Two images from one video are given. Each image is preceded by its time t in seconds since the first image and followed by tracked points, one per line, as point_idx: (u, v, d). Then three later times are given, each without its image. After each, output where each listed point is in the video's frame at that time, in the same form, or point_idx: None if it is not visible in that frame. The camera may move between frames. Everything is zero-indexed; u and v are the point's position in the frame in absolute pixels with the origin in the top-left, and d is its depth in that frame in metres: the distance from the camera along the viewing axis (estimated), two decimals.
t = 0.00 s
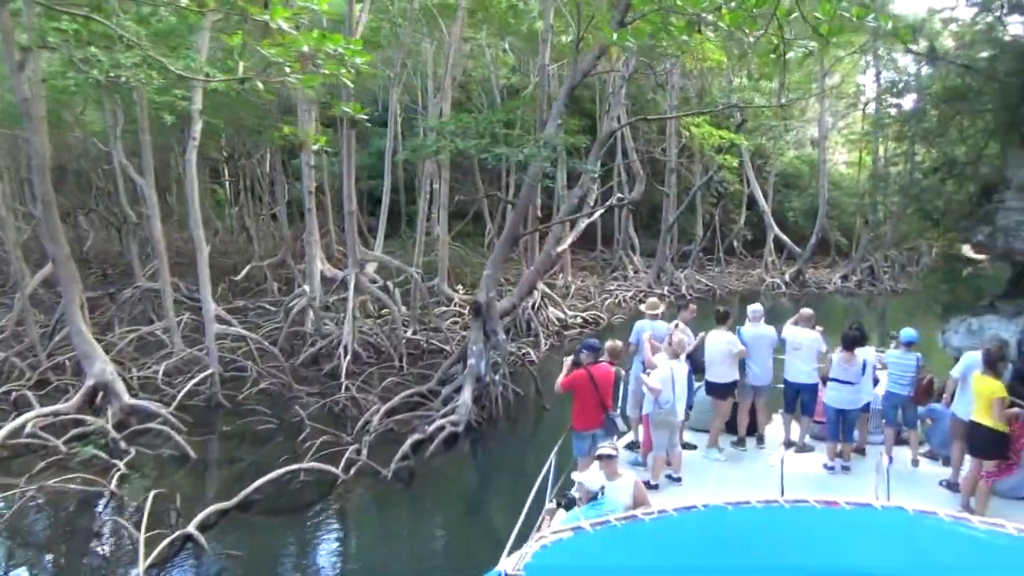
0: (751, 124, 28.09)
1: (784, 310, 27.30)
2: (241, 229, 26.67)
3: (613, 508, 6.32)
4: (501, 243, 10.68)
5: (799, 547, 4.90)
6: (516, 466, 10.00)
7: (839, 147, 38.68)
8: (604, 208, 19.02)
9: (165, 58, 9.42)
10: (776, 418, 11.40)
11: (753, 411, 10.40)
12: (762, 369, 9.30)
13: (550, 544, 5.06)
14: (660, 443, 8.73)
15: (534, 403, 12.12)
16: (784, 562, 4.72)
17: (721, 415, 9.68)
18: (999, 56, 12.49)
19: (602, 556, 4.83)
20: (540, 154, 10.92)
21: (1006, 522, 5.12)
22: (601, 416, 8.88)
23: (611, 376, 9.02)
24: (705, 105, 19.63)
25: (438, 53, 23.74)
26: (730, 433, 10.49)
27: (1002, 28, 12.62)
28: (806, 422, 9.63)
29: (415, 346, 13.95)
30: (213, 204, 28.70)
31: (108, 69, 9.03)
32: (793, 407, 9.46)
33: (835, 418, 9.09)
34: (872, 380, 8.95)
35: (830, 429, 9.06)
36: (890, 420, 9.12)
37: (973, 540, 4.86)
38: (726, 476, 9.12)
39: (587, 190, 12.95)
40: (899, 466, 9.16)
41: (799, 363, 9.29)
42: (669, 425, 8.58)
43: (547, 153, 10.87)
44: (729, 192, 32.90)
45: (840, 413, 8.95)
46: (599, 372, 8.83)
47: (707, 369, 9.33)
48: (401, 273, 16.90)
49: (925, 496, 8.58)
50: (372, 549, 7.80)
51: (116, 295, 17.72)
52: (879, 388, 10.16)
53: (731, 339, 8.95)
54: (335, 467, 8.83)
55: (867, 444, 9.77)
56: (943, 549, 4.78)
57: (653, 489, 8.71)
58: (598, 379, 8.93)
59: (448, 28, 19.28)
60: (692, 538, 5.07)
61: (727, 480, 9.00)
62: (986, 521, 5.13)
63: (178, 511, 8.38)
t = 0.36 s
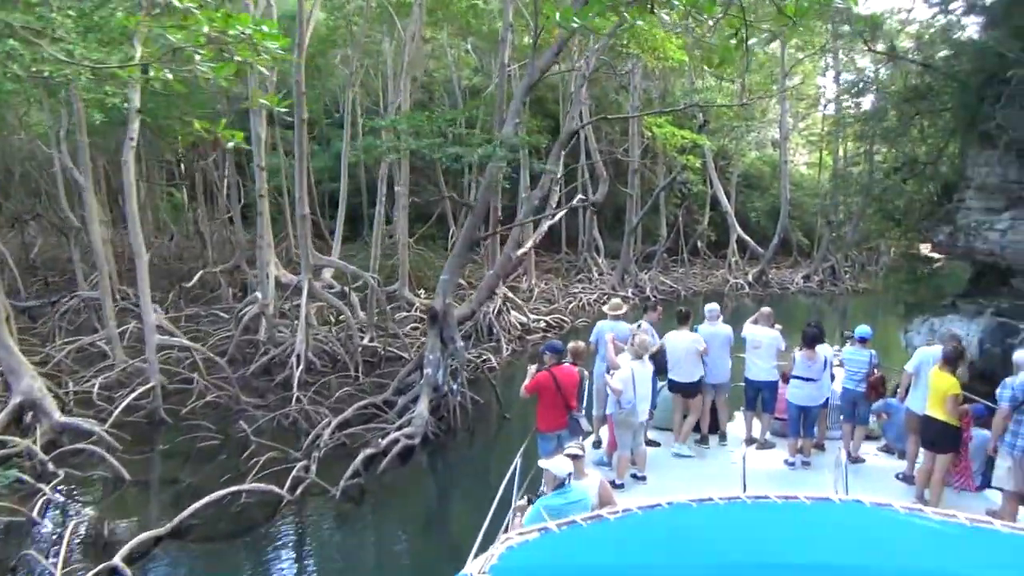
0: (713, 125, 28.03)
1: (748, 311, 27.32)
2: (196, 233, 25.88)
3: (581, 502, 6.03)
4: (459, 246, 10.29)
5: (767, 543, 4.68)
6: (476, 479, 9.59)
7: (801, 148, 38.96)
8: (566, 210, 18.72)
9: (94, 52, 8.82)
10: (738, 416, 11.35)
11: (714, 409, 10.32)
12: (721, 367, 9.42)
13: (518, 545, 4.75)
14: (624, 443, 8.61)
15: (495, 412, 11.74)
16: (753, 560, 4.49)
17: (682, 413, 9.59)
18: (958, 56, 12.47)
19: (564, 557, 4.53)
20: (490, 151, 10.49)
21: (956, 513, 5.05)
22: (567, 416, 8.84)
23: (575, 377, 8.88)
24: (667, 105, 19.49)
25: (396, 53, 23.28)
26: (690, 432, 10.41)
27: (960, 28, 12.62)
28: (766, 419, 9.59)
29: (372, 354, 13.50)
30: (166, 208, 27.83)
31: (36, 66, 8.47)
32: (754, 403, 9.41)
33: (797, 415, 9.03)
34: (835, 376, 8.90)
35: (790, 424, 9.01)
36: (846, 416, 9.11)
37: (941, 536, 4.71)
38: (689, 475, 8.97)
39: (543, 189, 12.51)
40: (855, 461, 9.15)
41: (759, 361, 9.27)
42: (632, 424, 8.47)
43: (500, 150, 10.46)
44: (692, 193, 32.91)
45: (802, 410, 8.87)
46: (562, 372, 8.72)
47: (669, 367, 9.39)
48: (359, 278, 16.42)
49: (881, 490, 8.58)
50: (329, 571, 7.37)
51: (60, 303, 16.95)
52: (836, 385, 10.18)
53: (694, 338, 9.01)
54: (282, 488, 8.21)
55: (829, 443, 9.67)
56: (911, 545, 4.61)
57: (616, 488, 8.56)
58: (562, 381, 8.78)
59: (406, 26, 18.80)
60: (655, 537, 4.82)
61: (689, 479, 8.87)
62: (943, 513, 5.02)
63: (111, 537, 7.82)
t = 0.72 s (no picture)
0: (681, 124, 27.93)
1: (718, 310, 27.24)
2: (154, 238, 25.10)
3: (556, 502, 5.74)
4: (420, 250, 9.89)
5: (743, 539, 4.32)
6: (441, 493, 9.16)
7: (768, 147, 39.15)
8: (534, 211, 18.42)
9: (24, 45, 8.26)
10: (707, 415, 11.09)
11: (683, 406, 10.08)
12: (692, 366, 9.21)
13: (490, 547, 4.37)
14: (595, 442, 8.35)
15: (460, 423, 11.32)
16: (735, 556, 4.13)
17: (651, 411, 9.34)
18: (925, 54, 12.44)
19: (533, 561, 4.11)
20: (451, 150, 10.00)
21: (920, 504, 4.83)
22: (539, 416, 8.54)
23: (546, 377, 8.62)
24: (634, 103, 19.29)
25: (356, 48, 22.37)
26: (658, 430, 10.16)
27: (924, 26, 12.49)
28: (734, 415, 9.37)
29: (334, 362, 13.03)
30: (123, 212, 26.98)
31: None
32: (723, 401, 9.19)
33: (765, 410, 8.83)
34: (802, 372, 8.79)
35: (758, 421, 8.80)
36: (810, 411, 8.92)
37: (918, 527, 4.46)
38: (656, 472, 8.71)
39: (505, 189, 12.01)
40: (821, 455, 8.93)
41: (728, 359, 9.07)
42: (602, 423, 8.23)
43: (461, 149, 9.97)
44: (661, 193, 32.83)
45: (772, 407, 8.67)
46: (531, 374, 8.45)
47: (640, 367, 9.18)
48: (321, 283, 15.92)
49: (849, 484, 8.37)
50: None
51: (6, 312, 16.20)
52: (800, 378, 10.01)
53: (669, 336, 8.80)
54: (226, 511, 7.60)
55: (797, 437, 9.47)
56: (893, 537, 4.33)
57: (588, 487, 8.29)
58: (531, 380, 8.51)
59: (369, 24, 18.36)
60: (626, 535, 4.43)
61: (657, 476, 8.61)
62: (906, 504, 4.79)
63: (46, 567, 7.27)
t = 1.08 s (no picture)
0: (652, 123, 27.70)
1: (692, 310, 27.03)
2: (113, 242, 24.33)
3: (536, 504, 5.76)
4: (382, 255, 9.48)
5: (715, 534, 4.14)
6: (405, 507, 8.73)
7: (739, 146, 39.17)
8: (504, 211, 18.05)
9: None
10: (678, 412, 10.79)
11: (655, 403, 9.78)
12: (665, 364, 8.93)
13: (466, 548, 4.31)
14: (569, 441, 8.11)
15: (425, 435, 10.86)
16: (706, 551, 3.95)
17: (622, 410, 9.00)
18: (898, 49, 12.29)
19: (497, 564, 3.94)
20: (411, 150, 9.45)
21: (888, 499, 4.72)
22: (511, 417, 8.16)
23: (519, 379, 8.31)
24: (605, 100, 19.00)
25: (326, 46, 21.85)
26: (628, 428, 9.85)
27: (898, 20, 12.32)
28: (706, 412, 9.10)
29: (296, 371, 12.53)
30: (83, 216, 26.24)
31: None
32: (695, 398, 8.92)
33: (736, 408, 8.63)
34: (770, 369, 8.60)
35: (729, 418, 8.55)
36: (777, 408, 8.80)
37: (891, 521, 4.32)
38: (626, 471, 8.43)
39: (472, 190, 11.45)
40: (791, 450, 8.72)
41: (701, 356, 8.86)
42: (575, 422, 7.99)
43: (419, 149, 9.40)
44: (633, 193, 32.64)
45: (743, 404, 8.48)
46: (502, 375, 8.14)
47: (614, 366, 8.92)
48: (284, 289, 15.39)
49: (820, 480, 8.16)
50: None
51: None
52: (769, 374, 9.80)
53: (643, 334, 8.53)
54: (171, 538, 7.10)
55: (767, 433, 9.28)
56: (865, 531, 4.18)
57: (562, 487, 8.06)
58: (503, 381, 8.20)
59: (333, 21, 17.87)
60: (595, 533, 4.26)
61: (627, 475, 8.33)
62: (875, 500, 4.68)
63: None
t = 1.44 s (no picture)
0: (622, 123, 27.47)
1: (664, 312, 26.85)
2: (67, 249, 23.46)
3: (510, 504, 5.71)
4: (341, 259, 8.99)
5: (691, 529, 4.44)
6: (366, 525, 8.29)
7: (708, 146, 39.20)
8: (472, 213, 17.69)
9: None
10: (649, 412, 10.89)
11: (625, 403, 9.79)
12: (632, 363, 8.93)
13: (437, 551, 4.40)
14: (540, 442, 8.19)
15: (388, 448, 10.40)
16: (684, 546, 4.25)
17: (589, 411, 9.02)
18: (869, 47, 12.17)
19: (486, 561, 4.17)
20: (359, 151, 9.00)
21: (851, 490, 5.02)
22: (479, 420, 7.82)
23: (490, 380, 7.99)
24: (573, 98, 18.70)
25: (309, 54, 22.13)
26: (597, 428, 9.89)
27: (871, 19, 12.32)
28: (675, 410, 9.16)
29: (254, 382, 12.01)
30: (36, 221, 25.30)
31: None
32: (665, 396, 9.00)
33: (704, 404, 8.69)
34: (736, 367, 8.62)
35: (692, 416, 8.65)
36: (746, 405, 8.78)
37: (855, 512, 4.64)
38: (596, 470, 8.49)
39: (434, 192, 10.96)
40: (759, 446, 8.82)
41: (669, 355, 8.90)
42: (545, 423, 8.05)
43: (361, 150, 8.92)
44: (603, 194, 32.43)
45: (710, 401, 8.52)
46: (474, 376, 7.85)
47: (578, 367, 9.02)
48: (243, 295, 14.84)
49: (787, 474, 8.27)
50: None
51: None
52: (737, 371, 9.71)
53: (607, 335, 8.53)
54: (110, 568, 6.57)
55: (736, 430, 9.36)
56: (829, 520, 4.51)
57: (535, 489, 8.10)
58: (472, 383, 7.88)
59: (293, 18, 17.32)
60: (581, 530, 4.54)
61: (598, 474, 8.42)
62: (838, 491, 4.99)
63: None
